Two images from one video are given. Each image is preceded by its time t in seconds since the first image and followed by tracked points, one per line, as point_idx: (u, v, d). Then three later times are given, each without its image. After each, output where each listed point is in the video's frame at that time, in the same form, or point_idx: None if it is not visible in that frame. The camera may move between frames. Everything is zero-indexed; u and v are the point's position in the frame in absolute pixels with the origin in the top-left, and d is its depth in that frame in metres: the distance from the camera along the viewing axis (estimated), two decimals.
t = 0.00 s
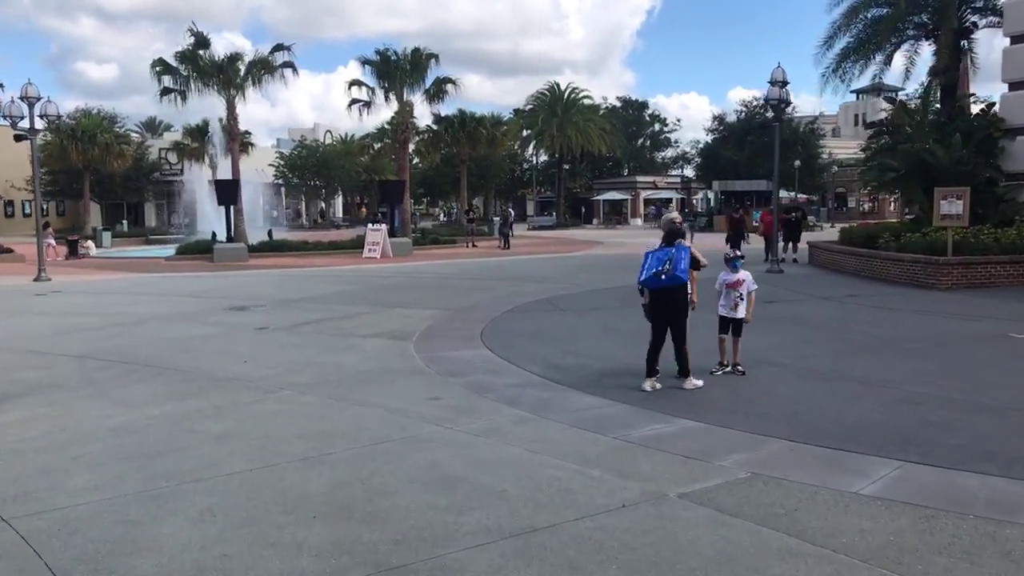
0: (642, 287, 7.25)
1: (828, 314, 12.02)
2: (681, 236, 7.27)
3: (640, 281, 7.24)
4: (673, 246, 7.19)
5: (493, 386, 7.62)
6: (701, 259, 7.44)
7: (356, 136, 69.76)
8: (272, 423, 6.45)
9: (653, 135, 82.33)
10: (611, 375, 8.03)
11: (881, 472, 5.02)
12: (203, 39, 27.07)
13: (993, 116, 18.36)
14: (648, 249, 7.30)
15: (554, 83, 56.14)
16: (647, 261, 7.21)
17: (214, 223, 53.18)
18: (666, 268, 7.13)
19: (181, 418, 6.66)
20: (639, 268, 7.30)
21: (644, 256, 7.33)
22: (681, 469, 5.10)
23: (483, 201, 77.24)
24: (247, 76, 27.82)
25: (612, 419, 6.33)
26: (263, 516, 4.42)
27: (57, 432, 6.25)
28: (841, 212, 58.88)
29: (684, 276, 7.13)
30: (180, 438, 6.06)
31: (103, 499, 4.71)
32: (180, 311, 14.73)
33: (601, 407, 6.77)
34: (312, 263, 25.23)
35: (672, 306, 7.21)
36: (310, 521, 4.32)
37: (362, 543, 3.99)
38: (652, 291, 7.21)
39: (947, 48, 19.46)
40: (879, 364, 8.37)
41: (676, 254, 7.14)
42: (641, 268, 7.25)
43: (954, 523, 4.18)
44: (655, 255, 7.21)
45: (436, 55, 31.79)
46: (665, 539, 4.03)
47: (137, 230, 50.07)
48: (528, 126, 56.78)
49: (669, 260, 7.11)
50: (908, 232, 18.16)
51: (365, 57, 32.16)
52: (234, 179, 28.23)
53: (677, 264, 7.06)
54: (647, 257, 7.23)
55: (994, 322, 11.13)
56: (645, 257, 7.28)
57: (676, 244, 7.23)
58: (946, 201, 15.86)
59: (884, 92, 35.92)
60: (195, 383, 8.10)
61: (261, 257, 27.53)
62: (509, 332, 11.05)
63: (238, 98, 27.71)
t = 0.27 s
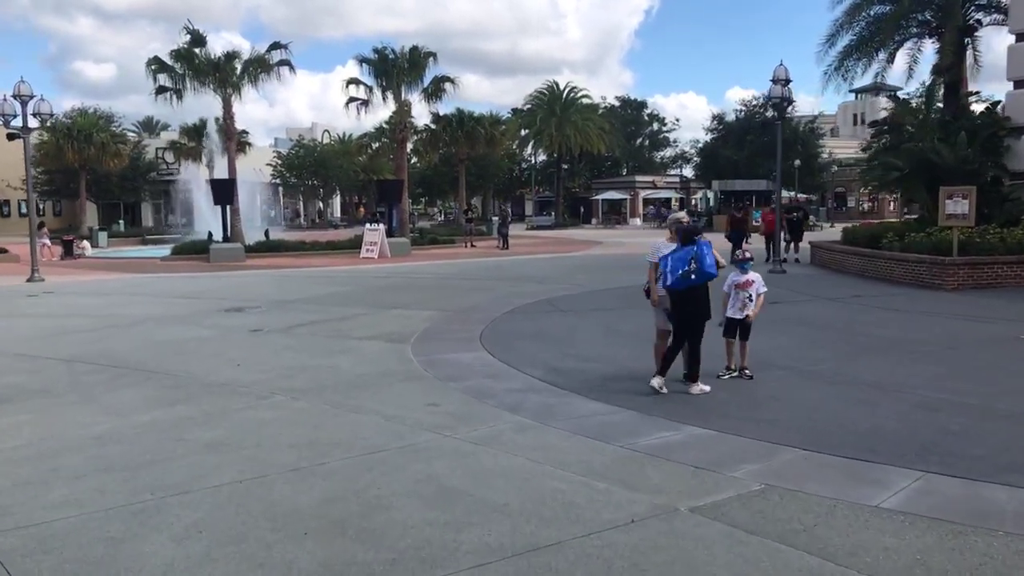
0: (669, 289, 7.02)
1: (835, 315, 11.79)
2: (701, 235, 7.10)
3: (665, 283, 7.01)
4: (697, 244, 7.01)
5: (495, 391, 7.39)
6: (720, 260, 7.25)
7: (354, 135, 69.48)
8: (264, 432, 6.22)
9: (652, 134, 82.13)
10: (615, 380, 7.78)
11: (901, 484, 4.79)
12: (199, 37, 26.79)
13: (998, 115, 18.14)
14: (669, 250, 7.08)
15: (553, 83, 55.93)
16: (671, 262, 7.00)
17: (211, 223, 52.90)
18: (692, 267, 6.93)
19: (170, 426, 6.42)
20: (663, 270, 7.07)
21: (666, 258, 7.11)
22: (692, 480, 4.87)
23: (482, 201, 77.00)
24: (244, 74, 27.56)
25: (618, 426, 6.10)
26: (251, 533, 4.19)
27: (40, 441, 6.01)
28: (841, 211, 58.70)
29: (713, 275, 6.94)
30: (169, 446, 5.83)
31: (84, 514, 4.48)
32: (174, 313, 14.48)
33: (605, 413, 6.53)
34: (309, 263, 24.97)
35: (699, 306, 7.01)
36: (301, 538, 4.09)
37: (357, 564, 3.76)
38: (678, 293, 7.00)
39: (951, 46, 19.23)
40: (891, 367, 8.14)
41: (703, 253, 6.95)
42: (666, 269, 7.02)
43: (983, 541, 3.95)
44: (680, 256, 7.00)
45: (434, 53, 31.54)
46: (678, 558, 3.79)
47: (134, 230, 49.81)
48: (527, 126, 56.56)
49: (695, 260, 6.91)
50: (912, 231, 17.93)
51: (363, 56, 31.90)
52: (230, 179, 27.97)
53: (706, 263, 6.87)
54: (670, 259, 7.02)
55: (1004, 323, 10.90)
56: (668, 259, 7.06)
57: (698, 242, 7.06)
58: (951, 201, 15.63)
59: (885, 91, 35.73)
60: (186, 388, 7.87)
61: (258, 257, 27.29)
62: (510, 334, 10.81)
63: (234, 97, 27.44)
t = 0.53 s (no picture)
0: (701, 300, 6.80)
1: (839, 317, 11.56)
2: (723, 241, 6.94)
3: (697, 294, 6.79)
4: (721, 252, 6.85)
5: (493, 397, 7.15)
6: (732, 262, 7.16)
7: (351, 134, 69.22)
8: (253, 439, 5.97)
9: (650, 133, 81.95)
10: (617, 385, 7.54)
11: (920, 497, 4.55)
12: (193, 34, 26.52)
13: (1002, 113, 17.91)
14: (693, 258, 6.83)
15: (551, 81, 55.65)
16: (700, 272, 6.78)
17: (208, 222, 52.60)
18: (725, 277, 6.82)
19: (155, 433, 6.17)
20: (689, 279, 6.82)
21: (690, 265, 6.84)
22: (701, 493, 4.63)
23: (480, 200, 76.73)
24: (239, 72, 27.29)
25: (621, 434, 5.85)
26: (234, 551, 3.94)
27: (18, 450, 5.76)
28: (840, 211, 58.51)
29: (737, 283, 6.90)
30: (152, 456, 5.58)
31: (58, 530, 4.23)
32: (166, 314, 14.22)
33: (608, 420, 6.29)
34: (305, 263, 24.71)
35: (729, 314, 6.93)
36: (287, 557, 3.84)
37: None
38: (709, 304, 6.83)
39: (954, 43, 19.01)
40: (901, 370, 7.90)
41: (727, 260, 6.84)
42: (694, 279, 6.79)
43: (1011, 561, 3.71)
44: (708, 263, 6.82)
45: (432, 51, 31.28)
46: None
47: (129, 230, 49.49)
48: (525, 125, 56.33)
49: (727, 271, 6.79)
50: (916, 231, 17.70)
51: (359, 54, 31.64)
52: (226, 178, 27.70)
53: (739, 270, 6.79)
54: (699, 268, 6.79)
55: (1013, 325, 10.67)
56: (695, 267, 6.80)
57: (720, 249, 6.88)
58: (956, 199, 15.41)
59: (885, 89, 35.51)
60: (174, 393, 7.63)
61: (254, 257, 27.02)
62: (508, 336, 10.60)
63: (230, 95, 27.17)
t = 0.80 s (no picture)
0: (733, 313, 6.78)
1: (846, 320, 11.35)
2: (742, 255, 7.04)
3: (732, 307, 6.74)
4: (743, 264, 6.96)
5: (494, 405, 6.93)
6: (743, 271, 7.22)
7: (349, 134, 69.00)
8: (244, 451, 5.73)
9: (649, 133, 81.80)
10: (622, 392, 7.31)
11: (945, 514, 4.33)
12: (189, 33, 26.27)
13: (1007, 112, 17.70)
14: (732, 269, 6.76)
15: (550, 81, 55.44)
16: (736, 284, 6.75)
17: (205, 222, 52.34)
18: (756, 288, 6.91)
19: (142, 444, 5.94)
20: (727, 290, 6.74)
21: (727, 277, 6.76)
22: (714, 510, 4.40)
23: (479, 200, 76.53)
24: (235, 71, 27.05)
25: (628, 446, 5.63)
26: None
27: None
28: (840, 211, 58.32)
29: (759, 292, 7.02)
30: (139, 469, 5.34)
31: (35, 552, 3.99)
32: (159, 317, 13.97)
33: (613, 431, 6.06)
34: (302, 264, 24.48)
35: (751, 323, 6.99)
36: None
37: None
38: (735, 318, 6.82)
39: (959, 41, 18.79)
40: (913, 376, 7.68)
41: (746, 274, 6.97)
42: (733, 290, 6.73)
43: None
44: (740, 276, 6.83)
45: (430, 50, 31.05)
46: None
47: (126, 230, 49.22)
48: (523, 124, 56.11)
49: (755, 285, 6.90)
50: (920, 231, 17.49)
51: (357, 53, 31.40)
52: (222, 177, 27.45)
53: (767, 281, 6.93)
54: (735, 280, 6.75)
55: None
56: (731, 279, 6.75)
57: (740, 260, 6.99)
58: (962, 199, 15.19)
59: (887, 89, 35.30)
60: (165, 401, 7.39)
61: (250, 258, 26.79)
62: (508, 340, 10.39)
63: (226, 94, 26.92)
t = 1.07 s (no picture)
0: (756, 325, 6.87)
1: (854, 321, 11.16)
2: (769, 260, 6.99)
3: (757, 319, 6.83)
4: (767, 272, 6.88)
5: (498, 409, 6.72)
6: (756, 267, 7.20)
7: (348, 134, 68.79)
8: (238, 458, 5.51)
9: (648, 133, 81.66)
10: (630, 396, 7.09)
11: (977, 527, 4.11)
12: (186, 31, 26.03)
13: (1014, 111, 17.50)
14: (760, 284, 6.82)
15: (549, 81, 55.23)
16: (762, 299, 6.85)
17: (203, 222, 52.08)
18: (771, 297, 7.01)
19: (133, 450, 5.71)
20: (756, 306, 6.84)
21: (755, 292, 6.84)
22: (733, 523, 4.18)
23: (477, 200, 76.34)
24: (233, 69, 26.83)
25: (639, 454, 5.41)
26: None
27: None
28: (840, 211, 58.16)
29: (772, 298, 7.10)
30: (129, 477, 5.12)
31: (15, 570, 3.76)
32: (155, 317, 13.73)
33: (622, 437, 5.84)
34: (301, 264, 24.25)
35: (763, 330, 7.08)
36: None
37: None
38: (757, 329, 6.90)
39: (965, 39, 18.59)
40: (928, 380, 7.47)
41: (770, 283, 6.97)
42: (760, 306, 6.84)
43: None
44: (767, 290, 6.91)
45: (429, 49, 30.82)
46: None
47: (123, 230, 48.96)
48: (522, 125, 55.91)
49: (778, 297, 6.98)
50: (926, 232, 17.29)
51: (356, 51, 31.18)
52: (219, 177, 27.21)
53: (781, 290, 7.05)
54: (761, 295, 6.85)
55: None
56: (760, 295, 6.85)
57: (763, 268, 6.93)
58: (970, 199, 14.99)
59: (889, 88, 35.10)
60: (158, 405, 7.17)
61: (248, 258, 26.57)
62: (511, 341, 10.18)
63: (223, 93, 26.69)
